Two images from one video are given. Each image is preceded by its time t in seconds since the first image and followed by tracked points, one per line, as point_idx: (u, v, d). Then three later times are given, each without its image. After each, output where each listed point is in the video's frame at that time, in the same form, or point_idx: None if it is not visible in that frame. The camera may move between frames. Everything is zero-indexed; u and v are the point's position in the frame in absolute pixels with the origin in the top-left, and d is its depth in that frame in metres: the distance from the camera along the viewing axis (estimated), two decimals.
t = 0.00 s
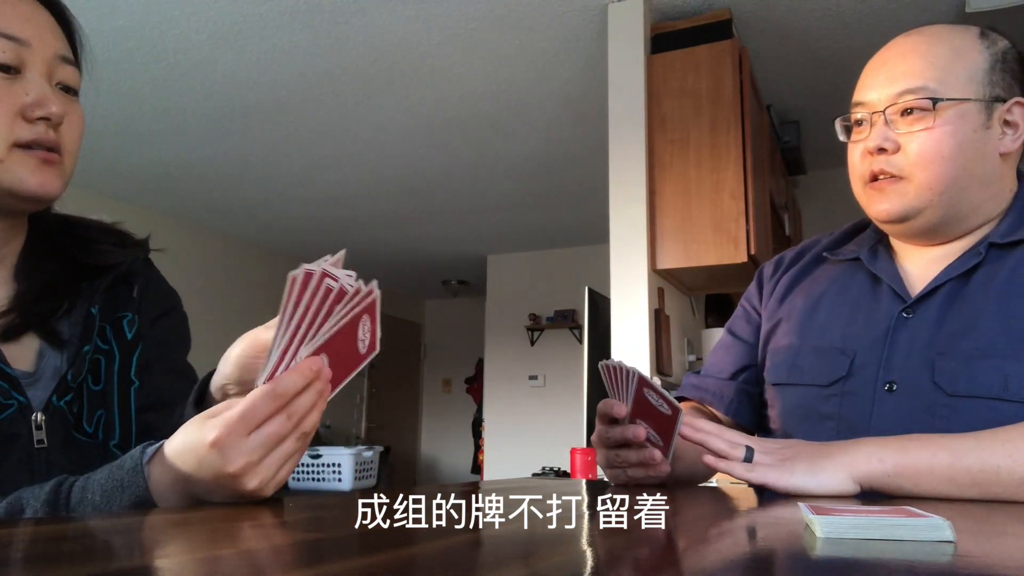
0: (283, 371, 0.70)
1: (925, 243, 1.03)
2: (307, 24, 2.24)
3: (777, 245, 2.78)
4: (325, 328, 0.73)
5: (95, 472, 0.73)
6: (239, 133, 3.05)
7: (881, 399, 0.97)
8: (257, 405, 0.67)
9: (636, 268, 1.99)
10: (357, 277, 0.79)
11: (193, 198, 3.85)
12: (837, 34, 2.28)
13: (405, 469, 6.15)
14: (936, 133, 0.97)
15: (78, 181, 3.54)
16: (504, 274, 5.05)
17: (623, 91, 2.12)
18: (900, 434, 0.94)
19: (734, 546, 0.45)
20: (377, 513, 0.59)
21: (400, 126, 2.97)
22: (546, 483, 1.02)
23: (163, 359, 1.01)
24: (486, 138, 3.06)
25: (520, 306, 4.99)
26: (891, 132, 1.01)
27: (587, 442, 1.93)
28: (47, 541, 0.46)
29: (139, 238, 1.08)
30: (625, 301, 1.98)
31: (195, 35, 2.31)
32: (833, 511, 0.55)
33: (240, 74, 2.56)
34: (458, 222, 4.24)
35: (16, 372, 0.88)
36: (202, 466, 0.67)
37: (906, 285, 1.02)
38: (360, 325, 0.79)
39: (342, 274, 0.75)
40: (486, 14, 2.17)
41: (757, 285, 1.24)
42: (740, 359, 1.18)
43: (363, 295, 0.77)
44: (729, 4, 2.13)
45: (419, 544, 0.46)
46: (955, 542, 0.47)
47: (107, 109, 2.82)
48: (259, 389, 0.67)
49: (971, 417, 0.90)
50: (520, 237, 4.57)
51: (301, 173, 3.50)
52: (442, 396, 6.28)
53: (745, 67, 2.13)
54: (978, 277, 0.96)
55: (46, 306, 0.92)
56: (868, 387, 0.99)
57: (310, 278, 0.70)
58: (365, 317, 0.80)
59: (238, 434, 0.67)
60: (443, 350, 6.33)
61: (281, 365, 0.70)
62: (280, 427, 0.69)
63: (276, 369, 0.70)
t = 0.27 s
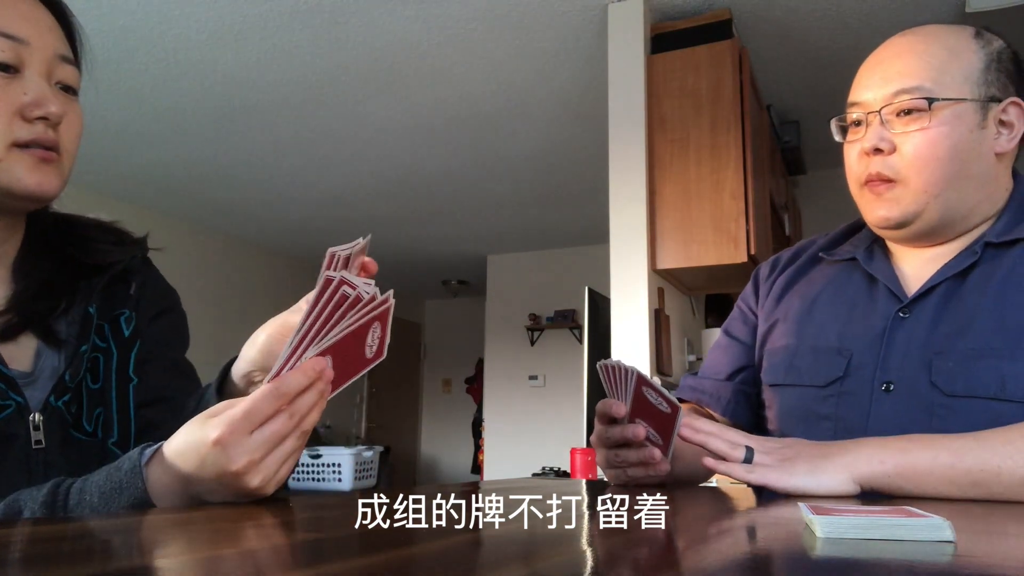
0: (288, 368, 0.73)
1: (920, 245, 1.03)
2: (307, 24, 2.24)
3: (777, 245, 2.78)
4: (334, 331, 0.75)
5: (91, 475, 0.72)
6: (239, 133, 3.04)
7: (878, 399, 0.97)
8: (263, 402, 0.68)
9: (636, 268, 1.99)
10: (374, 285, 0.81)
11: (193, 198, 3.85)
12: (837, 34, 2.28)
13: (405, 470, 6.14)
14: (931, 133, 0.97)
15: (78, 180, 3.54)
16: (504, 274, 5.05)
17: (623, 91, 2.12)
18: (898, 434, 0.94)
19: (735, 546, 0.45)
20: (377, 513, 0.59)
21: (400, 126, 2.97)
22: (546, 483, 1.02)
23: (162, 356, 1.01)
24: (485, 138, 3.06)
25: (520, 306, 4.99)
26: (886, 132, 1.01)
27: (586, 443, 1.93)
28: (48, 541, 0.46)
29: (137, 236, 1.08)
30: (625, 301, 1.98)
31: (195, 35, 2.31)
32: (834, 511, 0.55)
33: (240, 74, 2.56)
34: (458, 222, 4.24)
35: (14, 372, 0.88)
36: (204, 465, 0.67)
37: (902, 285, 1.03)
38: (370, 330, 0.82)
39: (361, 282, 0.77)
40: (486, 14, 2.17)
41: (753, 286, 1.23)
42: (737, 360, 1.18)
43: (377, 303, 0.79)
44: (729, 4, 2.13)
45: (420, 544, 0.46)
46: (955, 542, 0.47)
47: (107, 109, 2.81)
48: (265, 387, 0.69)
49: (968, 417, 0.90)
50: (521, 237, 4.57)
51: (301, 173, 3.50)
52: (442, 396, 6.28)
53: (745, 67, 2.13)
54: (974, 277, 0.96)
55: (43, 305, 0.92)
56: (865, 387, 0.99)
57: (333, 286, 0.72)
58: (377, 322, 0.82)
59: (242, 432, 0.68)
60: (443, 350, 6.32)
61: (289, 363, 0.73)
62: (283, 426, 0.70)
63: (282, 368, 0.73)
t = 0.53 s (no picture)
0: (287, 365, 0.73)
1: (918, 245, 1.03)
2: (307, 24, 2.25)
3: (777, 245, 2.78)
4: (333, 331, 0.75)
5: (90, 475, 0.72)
6: (238, 133, 3.05)
7: (876, 400, 0.97)
8: (262, 400, 0.68)
9: (636, 268, 1.99)
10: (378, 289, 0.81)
11: (194, 198, 3.85)
12: (837, 34, 2.28)
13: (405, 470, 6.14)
14: (927, 132, 0.97)
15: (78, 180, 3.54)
16: (504, 274, 5.05)
17: (623, 91, 2.12)
18: (896, 434, 0.94)
19: (734, 546, 0.45)
20: (377, 513, 0.59)
21: (400, 126, 2.97)
22: (545, 483, 1.02)
23: (162, 356, 1.01)
24: (485, 138, 3.06)
25: (520, 306, 4.99)
26: (883, 131, 1.01)
27: (586, 443, 1.93)
28: (48, 541, 0.46)
29: (135, 235, 1.08)
30: (625, 300, 1.98)
31: (195, 35, 2.31)
32: (833, 511, 0.55)
33: (240, 74, 2.56)
34: (458, 222, 4.24)
35: (11, 372, 0.88)
36: (205, 463, 0.67)
37: (900, 285, 1.03)
38: (372, 334, 0.82)
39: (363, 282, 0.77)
40: (486, 14, 2.17)
41: (751, 287, 1.23)
42: (734, 361, 1.18)
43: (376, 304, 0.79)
44: (729, 4, 2.13)
45: (420, 544, 0.46)
46: (955, 542, 0.47)
47: (107, 109, 2.81)
48: (265, 385, 0.69)
49: (966, 416, 0.90)
50: (521, 237, 4.57)
51: (301, 173, 3.50)
52: (442, 396, 6.28)
53: (745, 67, 2.13)
54: (972, 276, 0.96)
55: (41, 305, 0.92)
56: (863, 387, 0.99)
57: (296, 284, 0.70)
58: (379, 328, 0.82)
59: (242, 430, 0.68)
60: (443, 350, 6.33)
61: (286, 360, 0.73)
62: (283, 422, 0.70)
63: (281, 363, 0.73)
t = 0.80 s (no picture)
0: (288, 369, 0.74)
1: (917, 245, 1.03)
2: (307, 25, 2.25)
3: (777, 245, 2.78)
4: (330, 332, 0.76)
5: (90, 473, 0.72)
6: (238, 133, 3.05)
7: (876, 400, 0.97)
8: (264, 402, 0.68)
9: (636, 268, 1.99)
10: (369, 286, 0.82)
11: (193, 198, 3.85)
12: (837, 34, 2.28)
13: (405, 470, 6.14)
14: (926, 133, 0.97)
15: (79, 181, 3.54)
16: (504, 274, 5.05)
17: (623, 91, 2.12)
18: (895, 435, 0.94)
19: (734, 546, 0.46)
20: (377, 513, 0.59)
21: (400, 126, 2.97)
22: (546, 483, 1.02)
23: (166, 355, 1.01)
24: (485, 138, 3.06)
25: (520, 306, 4.99)
26: (882, 132, 1.01)
27: (586, 443, 1.93)
28: (48, 541, 0.46)
29: (133, 235, 1.08)
30: (625, 300, 1.98)
31: (195, 35, 2.31)
32: (833, 511, 0.55)
33: (240, 74, 2.56)
34: (458, 222, 4.24)
35: (10, 372, 0.88)
36: (205, 463, 0.67)
37: (898, 285, 1.03)
38: (366, 333, 0.83)
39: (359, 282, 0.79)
40: (486, 14, 2.17)
41: (751, 287, 1.23)
42: (734, 362, 1.18)
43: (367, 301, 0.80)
44: (729, 4, 2.13)
45: (420, 544, 0.46)
46: (955, 542, 0.47)
47: (107, 109, 2.81)
48: (268, 387, 0.69)
49: (965, 417, 0.90)
50: (520, 237, 4.57)
51: (301, 173, 3.50)
52: (443, 396, 6.28)
53: (745, 67, 2.13)
54: (971, 276, 0.96)
55: (40, 305, 0.92)
56: (863, 388, 0.99)
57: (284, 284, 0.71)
58: (371, 325, 0.84)
59: (243, 432, 0.67)
60: (444, 350, 6.33)
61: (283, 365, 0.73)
62: (284, 425, 0.70)
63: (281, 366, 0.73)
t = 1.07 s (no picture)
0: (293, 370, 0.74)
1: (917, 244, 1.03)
2: (307, 25, 2.25)
3: (777, 245, 2.78)
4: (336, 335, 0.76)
5: (90, 473, 0.72)
6: (238, 133, 3.05)
7: (876, 400, 0.97)
8: (270, 402, 0.69)
9: (636, 268, 1.99)
10: (374, 292, 0.82)
11: (193, 198, 3.85)
12: (837, 35, 2.28)
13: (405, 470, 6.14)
14: (926, 133, 0.97)
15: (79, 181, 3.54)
16: (504, 274, 5.05)
17: (623, 91, 2.12)
18: (895, 435, 0.94)
19: (734, 546, 0.46)
20: (377, 513, 0.59)
21: (400, 126, 2.97)
22: (547, 483, 1.02)
23: (176, 344, 1.02)
24: (485, 138, 3.06)
25: (520, 306, 4.99)
26: (882, 132, 1.01)
27: (586, 443, 1.93)
28: (48, 541, 0.46)
29: (132, 233, 1.08)
30: (625, 301, 1.98)
31: (195, 35, 2.31)
32: (833, 511, 0.55)
33: (240, 75, 2.56)
34: (458, 222, 4.24)
35: (13, 371, 0.88)
36: (208, 462, 0.67)
37: (898, 285, 1.03)
38: (369, 337, 0.83)
39: (365, 286, 0.79)
40: (485, 14, 2.17)
41: (751, 288, 1.23)
42: (734, 363, 1.18)
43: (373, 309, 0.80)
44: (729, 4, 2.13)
45: (420, 544, 0.46)
46: (955, 542, 0.47)
47: (107, 109, 2.81)
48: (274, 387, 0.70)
49: (966, 417, 0.90)
50: (520, 237, 4.57)
51: (301, 173, 3.50)
52: (442, 396, 6.28)
53: (745, 67, 2.13)
54: (971, 276, 0.96)
55: (41, 305, 0.92)
56: (863, 389, 0.99)
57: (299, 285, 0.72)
58: (375, 330, 0.84)
59: (248, 431, 0.68)
60: (443, 350, 6.33)
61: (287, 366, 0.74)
62: (288, 426, 0.71)
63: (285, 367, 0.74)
